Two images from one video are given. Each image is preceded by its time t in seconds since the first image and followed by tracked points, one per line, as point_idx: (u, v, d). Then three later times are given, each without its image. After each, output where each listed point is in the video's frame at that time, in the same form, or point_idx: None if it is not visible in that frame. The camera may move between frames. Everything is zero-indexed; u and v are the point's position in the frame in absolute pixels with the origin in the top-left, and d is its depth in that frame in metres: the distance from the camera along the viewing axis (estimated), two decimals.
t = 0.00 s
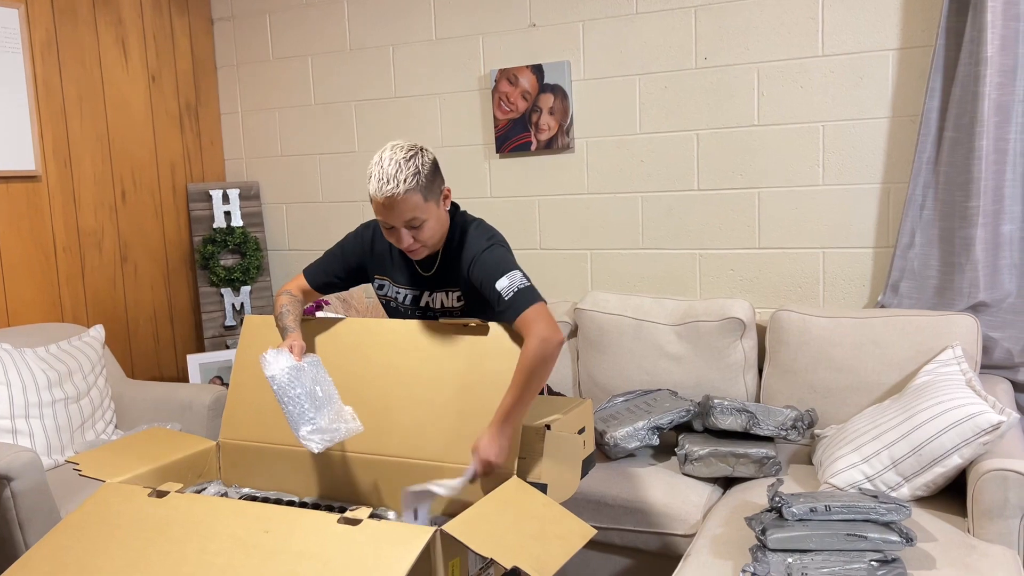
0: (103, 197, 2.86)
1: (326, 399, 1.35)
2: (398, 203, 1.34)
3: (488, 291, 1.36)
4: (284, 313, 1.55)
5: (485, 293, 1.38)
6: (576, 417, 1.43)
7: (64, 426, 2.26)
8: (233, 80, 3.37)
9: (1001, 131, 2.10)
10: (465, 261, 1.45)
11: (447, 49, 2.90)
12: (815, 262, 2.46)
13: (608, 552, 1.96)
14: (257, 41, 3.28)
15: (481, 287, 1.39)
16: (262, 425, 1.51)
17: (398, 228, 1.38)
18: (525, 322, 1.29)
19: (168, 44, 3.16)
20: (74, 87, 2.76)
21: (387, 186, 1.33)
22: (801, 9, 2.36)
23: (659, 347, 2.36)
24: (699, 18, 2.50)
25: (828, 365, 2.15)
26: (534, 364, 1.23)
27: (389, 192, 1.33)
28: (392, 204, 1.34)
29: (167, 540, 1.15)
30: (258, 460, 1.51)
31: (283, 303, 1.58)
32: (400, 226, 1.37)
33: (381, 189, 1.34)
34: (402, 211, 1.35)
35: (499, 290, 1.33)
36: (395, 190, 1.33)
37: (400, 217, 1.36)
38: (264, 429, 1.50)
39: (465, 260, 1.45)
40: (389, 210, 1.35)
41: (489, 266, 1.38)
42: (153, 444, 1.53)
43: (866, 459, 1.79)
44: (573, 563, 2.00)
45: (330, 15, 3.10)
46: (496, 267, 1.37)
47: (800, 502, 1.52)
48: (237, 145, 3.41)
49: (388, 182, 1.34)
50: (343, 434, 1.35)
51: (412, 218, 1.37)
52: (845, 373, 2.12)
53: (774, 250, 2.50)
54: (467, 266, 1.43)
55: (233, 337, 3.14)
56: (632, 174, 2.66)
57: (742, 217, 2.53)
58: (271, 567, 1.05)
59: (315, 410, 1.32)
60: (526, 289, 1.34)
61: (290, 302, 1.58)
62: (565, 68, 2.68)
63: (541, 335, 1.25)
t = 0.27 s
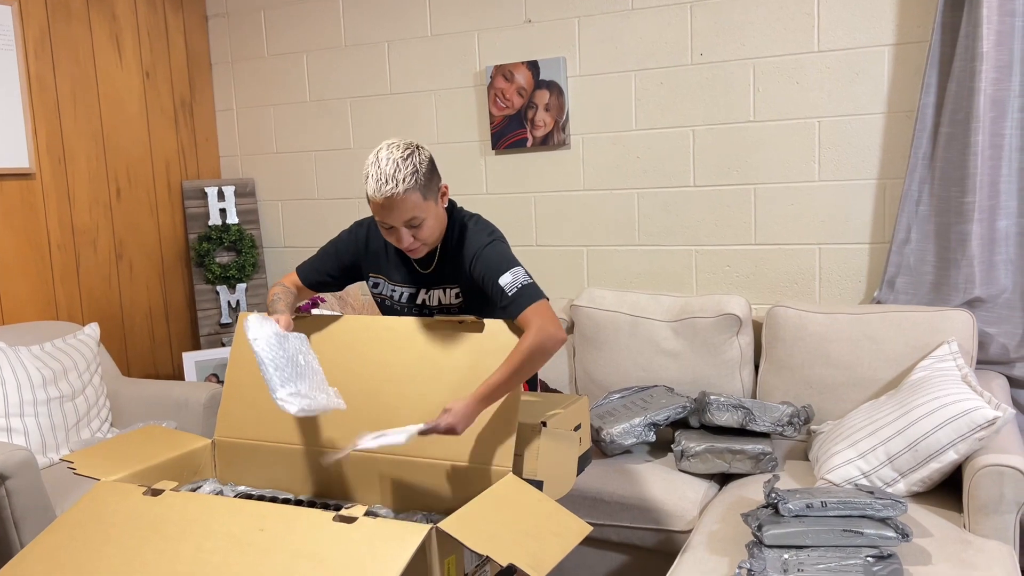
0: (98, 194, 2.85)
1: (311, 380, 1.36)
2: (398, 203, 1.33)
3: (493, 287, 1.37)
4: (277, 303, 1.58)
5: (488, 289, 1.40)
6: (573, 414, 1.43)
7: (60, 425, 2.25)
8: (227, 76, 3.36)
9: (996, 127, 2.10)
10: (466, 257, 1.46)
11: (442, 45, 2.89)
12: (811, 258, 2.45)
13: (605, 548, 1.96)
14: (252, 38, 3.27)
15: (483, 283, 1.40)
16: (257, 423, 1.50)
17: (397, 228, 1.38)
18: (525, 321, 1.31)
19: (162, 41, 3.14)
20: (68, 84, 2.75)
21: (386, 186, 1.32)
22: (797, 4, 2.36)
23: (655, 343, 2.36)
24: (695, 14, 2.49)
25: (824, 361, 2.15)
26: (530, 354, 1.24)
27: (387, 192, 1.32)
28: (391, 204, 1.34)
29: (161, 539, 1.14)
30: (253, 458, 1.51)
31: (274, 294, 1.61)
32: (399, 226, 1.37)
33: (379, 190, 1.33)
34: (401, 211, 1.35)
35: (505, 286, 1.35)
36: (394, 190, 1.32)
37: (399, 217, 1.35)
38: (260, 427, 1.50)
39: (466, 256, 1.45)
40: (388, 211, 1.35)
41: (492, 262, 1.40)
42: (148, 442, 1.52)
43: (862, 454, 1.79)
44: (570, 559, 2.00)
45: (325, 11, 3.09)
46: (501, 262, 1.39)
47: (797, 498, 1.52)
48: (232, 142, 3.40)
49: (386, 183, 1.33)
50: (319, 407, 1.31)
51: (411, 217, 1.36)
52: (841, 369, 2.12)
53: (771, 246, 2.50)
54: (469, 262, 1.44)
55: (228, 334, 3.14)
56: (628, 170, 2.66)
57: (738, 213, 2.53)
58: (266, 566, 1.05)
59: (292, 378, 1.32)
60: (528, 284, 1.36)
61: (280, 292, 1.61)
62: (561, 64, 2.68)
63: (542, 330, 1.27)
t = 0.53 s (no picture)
0: (92, 191, 2.83)
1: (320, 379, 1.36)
2: (395, 205, 1.33)
3: (485, 287, 1.34)
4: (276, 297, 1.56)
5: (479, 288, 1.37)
6: (571, 410, 1.42)
7: (55, 422, 2.25)
8: (222, 72, 3.34)
9: (993, 122, 2.10)
10: (462, 255, 1.44)
11: (438, 40, 2.88)
12: (807, 253, 2.45)
13: (603, 544, 1.96)
14: (247, 33, 3.25)
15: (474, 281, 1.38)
16: (253, 420, 1.50)
17: (395, 229, 1.37)
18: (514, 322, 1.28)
19: (156, 36, 3.12)
20: (61, 80, 2.73)
21: (384, 188, 1.32)
22: None
23: (652, 339, 2.36)
24: (691, 9, 2.48)
25: (821, 357, 2.15)
26: (523, 364, 1.23)
27: (386, 195, 1.32)
28: (389, 206, 1.33)
29: (157, 537, 1.13)
30: (249, 455, 1.50)
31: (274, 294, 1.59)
32: (397, 227, 1.37)
33: (378, 191, 1.33)
34: (398, 213, 1.34)
35: (497, 286, 1.31)
36: (392, 192, 1.32)
37: (396, 219, 1.35)
38: (256, 424, 1.49)
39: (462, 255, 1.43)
40: (384, 213, 1.34)
41: (485, 261, 1.37)
42: (143, 439, 1.51)
43: (860, 450, 1.79)
44: (568, 556, 2.00)
45: (320, 6, 3.07)
46: (496, 262, 1.36)
47: (794, 494, 1.52)
48: (227, 138, 3.38)
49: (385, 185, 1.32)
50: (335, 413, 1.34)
51: (409, 219, 1.36)
52: (838, 364, 2.12)
53: (767, 242, 2.50)
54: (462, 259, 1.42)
55: (224, 331, 3.13)
56: (625, 166, 2.65)
57: (735, 209, 2.52)
58: (263, 564, 1.04)
59: (303, 386, 1.32)
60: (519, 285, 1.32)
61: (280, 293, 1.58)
62: (557, 59, 2.67)
63: (534, 334, 1.24)
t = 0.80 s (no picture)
0: (87, 187, 2.82)
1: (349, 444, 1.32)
2: (395, 204, 1.32)
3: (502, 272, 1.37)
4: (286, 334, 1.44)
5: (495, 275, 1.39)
6: (568, 406, 1.42)
7: (51, 420, 2.24)
8: (217, 68, 3.33)
9: (990, 117, 2.10)
10: (471, 248, 1.45)
11: (434, 36, 2.87)
12: (804, 249, 2.45)
13: (600, 540, 1.96)
14: (242, 29, 3.23)
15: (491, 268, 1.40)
16: (249, 417, 1.49)
17: (395, 228, 1.36)
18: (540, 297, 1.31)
19: (151, 32, 3.11)
20: (55, 76, 2.72)
21: (384, 188, 1.31)
22: None
23: (649, 335, 2.36)
24: (688, 4, 2.48)
25: (818, 353, 2.15)
26: (555, 325, 1.26)
27: (385, 194, 1.31)
28: (389, 205, 1.32)
29: (153, 534, 1.13)
30: (245, 453, 1.49)
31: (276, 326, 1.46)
32: (397, 226, 1.36)
33: (377, 190, 1.32)
34: (399, 212, 1.33)
35: (516, 268, 1.35)
36: (392, 191, 1.31)
37: (397, 217, 1.34)
38: (251, 421, 1.49)
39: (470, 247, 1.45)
40: (384, 212, 1.33)
41: (500, 248, 1.39)
42: (140, 437, 1.51)
43: (857, 445, 1.79)
44: (566, 552, 2.00)
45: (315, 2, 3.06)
46: (507, 247, 1.39)
47: (791, 489, 1.52)
48: (222, 134, 3.37)
49: (384, 184, 1.31)
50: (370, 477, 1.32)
51: (409, 218, 1.35)
52: (835, 360, 2.12)
53: (764, 238, 2.50)
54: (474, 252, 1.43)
55: (221, 328, 3.12)
56: (622, 162, 2.65)
57: (732, 205, 2.52)
58: (259, 560, 1.03)
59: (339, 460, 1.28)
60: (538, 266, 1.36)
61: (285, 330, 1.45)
62: (553, 54, 2.66)
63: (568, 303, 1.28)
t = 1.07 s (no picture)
0: (83, 186, 2.81)
1: (393, 469, 1.22)
2: (397, 196, 1.31)
3: (520, 270, 1.44)
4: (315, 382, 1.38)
5: (511, 272, 1.46)
6: (564, 404, 1.42)
7: (47, 418, 2.23)
8: (214, 66, 3.32)
9: (986, 114, 2.10)
10: (482, 247, 1.48)
11: (431, 33, 2.86)
12: (801, 247, 2.45)
13: (598, 538, 1.96)
14: (238, 27, 3.23)
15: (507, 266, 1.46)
16: (246, 416, 1.49)
17: (397, 221, 1.35)
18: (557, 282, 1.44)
19: (147, 30, 3.10)
20: (51, 75, 2.71)
21: (386, 179, 1.30)
22: None
23: (646, 333, 2.36)
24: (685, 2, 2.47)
25: (815, 350, 2.15)
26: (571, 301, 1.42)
27: (387, 185, 1.30)
28: (390, 197, 1.31)
29: (150, 533, 1.13)
30: (243, 451, 1.49)
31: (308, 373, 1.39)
32: (399, 218, 1.34)
33: (379, 182, 1.31)
34: (401, 204, 1.33)
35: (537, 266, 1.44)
36: (394, 183, 1.30)
37: (398, 210, 1.33)
38: (248, 420, 1.48)
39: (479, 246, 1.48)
40: (386, 204, 1.32)
41: (517, 245, 1.46)
42: (136, 435, 1.50)
43: (853, 442, 1.79)
44: (563, 550, 2.00)
45: None
46: (522, 245, 1.46)
47: (788, 486, 1.52)
48: (219, 132, 3.36)
49: (386, 175, 1.31)
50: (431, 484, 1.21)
51: (412, 210, 1.34)
52: (832, 357, 2.13)
53: (761, 235, 2.50)
54: (487, 248, 1.47)
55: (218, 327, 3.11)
56: (619, 159, 2.65)
57: (729, 202, 2.52)
58: (256, 558, 1.03)
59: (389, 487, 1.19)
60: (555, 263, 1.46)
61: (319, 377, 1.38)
62: (550, 52, 2.66)
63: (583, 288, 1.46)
